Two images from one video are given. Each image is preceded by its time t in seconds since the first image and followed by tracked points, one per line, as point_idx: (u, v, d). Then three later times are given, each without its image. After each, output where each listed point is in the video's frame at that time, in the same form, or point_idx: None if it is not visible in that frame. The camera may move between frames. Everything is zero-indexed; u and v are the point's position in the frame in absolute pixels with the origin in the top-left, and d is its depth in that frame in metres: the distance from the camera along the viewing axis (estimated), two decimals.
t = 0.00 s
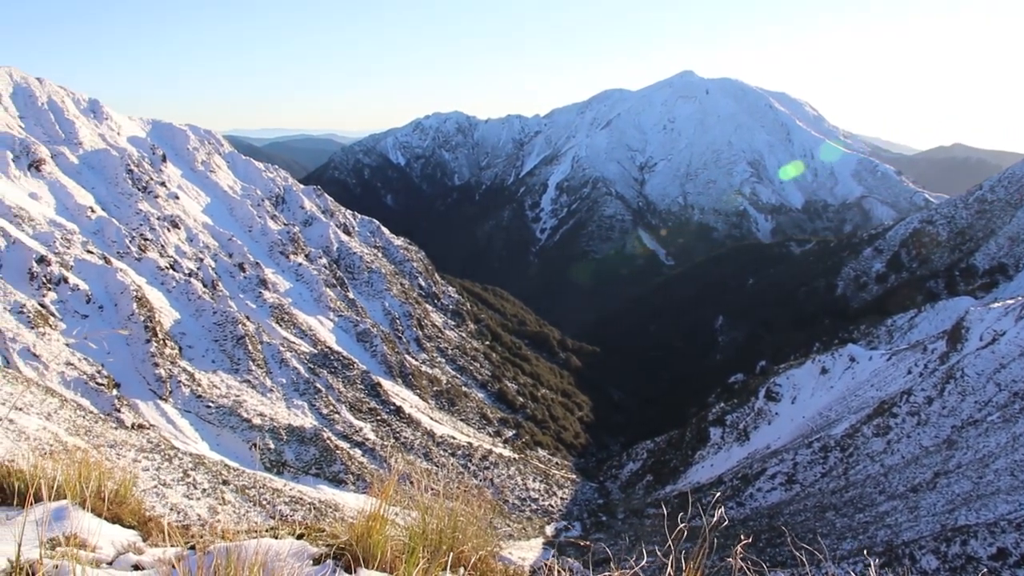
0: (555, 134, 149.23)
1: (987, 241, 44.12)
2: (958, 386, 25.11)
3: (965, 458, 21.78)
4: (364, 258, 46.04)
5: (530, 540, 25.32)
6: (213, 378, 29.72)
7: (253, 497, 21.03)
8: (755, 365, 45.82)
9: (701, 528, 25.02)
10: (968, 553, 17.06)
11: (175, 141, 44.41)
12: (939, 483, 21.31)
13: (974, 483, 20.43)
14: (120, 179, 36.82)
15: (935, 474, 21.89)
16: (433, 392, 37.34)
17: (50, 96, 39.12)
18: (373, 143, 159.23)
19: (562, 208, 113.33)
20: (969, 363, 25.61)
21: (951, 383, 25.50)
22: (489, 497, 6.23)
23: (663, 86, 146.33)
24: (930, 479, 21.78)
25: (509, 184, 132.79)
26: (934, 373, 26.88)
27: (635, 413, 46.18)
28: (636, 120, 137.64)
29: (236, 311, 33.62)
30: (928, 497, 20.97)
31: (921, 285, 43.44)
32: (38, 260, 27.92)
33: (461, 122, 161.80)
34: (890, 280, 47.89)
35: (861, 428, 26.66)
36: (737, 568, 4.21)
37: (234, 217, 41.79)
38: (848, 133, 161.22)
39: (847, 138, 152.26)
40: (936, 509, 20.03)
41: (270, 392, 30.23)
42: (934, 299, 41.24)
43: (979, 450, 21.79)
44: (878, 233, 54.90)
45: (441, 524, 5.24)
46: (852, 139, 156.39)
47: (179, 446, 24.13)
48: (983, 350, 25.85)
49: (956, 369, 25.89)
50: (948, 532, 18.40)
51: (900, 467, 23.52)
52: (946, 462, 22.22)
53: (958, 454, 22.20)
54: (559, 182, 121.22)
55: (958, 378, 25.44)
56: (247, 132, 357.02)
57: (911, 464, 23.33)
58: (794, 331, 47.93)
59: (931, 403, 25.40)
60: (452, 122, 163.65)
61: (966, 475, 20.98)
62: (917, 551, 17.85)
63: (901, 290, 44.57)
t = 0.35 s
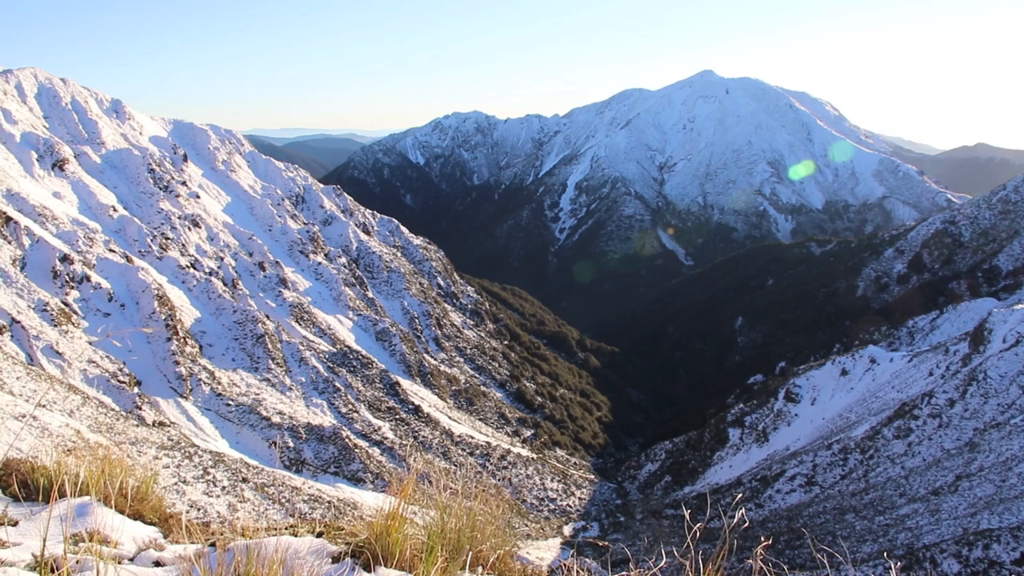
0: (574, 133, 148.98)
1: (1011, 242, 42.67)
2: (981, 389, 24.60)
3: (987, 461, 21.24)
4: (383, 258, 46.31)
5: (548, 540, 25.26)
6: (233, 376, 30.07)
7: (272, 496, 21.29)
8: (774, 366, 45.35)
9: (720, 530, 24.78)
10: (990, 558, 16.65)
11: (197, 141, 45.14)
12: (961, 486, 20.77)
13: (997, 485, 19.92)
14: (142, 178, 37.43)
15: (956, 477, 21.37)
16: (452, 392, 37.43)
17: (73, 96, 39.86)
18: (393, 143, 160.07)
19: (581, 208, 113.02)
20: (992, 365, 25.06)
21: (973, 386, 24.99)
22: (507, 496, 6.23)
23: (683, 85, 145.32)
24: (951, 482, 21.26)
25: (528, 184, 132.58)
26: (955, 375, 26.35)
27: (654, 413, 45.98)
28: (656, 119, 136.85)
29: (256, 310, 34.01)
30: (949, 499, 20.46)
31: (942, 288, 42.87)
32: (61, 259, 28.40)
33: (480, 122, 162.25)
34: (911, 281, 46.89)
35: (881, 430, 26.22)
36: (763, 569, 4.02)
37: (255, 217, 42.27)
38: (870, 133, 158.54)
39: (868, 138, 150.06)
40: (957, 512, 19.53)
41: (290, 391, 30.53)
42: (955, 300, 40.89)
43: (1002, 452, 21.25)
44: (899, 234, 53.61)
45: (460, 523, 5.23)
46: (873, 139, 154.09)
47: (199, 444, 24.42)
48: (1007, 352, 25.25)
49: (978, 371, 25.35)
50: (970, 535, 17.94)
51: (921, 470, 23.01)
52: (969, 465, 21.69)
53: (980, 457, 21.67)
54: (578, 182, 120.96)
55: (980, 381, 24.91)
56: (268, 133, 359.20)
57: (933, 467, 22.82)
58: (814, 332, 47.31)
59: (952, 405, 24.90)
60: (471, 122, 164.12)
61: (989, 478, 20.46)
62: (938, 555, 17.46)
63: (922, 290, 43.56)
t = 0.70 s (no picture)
0: (595, 133, 148.60)
1: None
2: (1005, 391, 24.04)
3: (1012, 464, 20.73)
4: (403, 257, 46.60)
5: (567, 540, 25.14)
6: (254, 374, 30.44)
7: (292, 493, 21.49)
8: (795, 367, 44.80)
9: (741, 531, 24.52)
10: (1015, 562, 16.21)
11: (219, 141, 45.86)
12: (984, 489, 20.27)
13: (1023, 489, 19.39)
14: (165, 177, 38.04)
15: (980, 480, 20.87)
16: (471, 391, 37.48)
17: (98, 96, 40.68)
18: (413, 142, 160.78)
19: (601, 208, 112.62)
20: (1016, 368, 24.49)
21: (998, 388, 24.42)
22: (527, 495, 6.20)
23: (704, 84, 144.17)
24: (974, 485, 20.76)
25: (547, 184, 132.44)
26: (979, 378, 25.76)
27: (673, 414, 45.72)
28: (677, 119, 135.98)
29: (277, 309, 34.40)
30: (973, 503, 19.98)
31: (965, 288, 41.64)
32: (85, 258, 28.90)
33: (501, 122, 162.52)
34: (934, 282, 46.01)
35: (903, 432, 25.72)
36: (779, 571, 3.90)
37: (276, 216, 42.73)
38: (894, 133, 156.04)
39: (891, 138, 147.73)
40: (980, 516, 19.05)
41: (310, 389, 30.83)
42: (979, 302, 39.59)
43: None
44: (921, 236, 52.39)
45: (480, 523, 5.23)
46: (897, 138, 151.70)
47: (220, 441, 24.75)
48: None
49: (1003, 373, 24.77)
50: (994, 539, 17.50)
51: (943, 473, 22.51)
52: (993, 469, 21.18)
53: (1005, 460, 21.15)
54: (598, 182, 120.52)
55: (1005, 383, 24.34)
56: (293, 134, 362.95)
57: (956, 470, 22.33)
58: (837, 333, 46.62)
59: (976, 408, 24.35)
60: (492, 121, 164.42)
61: (1014, 481, 19.94)
62: (961, 559, 17.06)
63: (943, 291, 42.70)
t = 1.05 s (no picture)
0: (617, 133, 147.99)
1: None
2: None
3: None
4: (426, 256, 46.81)
5: (587, 540, 24.98)
6: (277, 372, 30.82)
7: (314, 491, 21.65)
8: (819, 369, 44.14)
9: (764, 533, 24.23)
10: None
11: (244, 141, 46.64)
12: (1012, 494, 19.68)
13: None
14: (189, 177, 38.66)
15: (1007, 484, 20.26)
16: (493, 391, 37.50)
17: (123, 96, 41.68)
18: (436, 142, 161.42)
19: (623, 208, 111.98)
20: None
21: None
22: (548, 495, 6.14)
23: (727, 84, 142.80)
24: (1001, 489, 20.16)
25: (569, 184, 132.10)
26: (1006, 380, 25.04)
27: (695, 414, 45.36)
28: (700, 118, 134.87)
29: (299, 308, 34.76)
30: (999, 508, 19.42)
31: (993, 289, 39.74)
32: (110, 256, 29.47)
33: (523, 121, 162.57)
34: (960, 283, 44.90)
35: (928, 435, 25.13)
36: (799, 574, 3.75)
37: (299, 215, 43.18)
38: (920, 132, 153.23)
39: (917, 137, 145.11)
40: (1007, 521, 18.51)
41: (332, 388, 31.11)
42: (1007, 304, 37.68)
43: None
44: (948, 236, 51.15)
45: (501, 521, 5.21)
46: (923, 138, 148.97)
47: (244, 439, 25.06)
48: None
49: None
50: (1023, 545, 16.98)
51: (969, 476, 21.93)
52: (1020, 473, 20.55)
53: None
54: (621, 181, 119.90)
55: None
56: (319, 135, 365.62)
57: (982, 473, 21.74)
58: (861, 334, 45.82)
59: (1003, 410, 23.69)
60: (514, 121, 164.57)
61: None
62: (986, 565, 16.61)
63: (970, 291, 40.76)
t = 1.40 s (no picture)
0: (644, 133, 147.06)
1: None
2: None
3: None
4: (451, 255, 46.99)
5: (611, 541, 24.74)
6: (302, 370, 31.21)
7: (339, 489, 21.87)
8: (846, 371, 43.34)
9: (792, 536, 23.84)
10: None
11: (270, 140, 47.46)
12: None
13: None
14: (216, 176, 39.36)
15: None
16: (517, 390, 37.47)
17: (153, 97, 42.70)
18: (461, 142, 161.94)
19: (649, 208, 111.08)
20: None
21: None
22: (572, 495, 6.11)
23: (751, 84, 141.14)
24: None
25: (595, 184, 131.54)
26: None
27: (720, 415, 44.87)
28: (727, 117, 133.38)
29: (325, 306, 35.13)
30: None
31: None
32: (140, 255, 30.11)
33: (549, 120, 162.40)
34: (993, 284, 43.02)
35: (957, 438, 24.47)
36: None
37: (325, 214, 43.69)
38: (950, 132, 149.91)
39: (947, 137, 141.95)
40: None
41: (357, 386, 31.39)
42: None
43: None
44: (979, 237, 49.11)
45: (527, 520, 5.18)
46: (954, 138, 145.64)
47: (270, 437, 25.41)
48: None
49: None
50: None
51: (1000, 481, 21.30)
52: None
53: None
54: (647, 181, 119.03)
55: None
56: (347, 136, 368.70)
57: (1014, 478, 21.10)
58: (891, 337, 44.92)
59: None
60: (540, 121, 164.45)
61: None
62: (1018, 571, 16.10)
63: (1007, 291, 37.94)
